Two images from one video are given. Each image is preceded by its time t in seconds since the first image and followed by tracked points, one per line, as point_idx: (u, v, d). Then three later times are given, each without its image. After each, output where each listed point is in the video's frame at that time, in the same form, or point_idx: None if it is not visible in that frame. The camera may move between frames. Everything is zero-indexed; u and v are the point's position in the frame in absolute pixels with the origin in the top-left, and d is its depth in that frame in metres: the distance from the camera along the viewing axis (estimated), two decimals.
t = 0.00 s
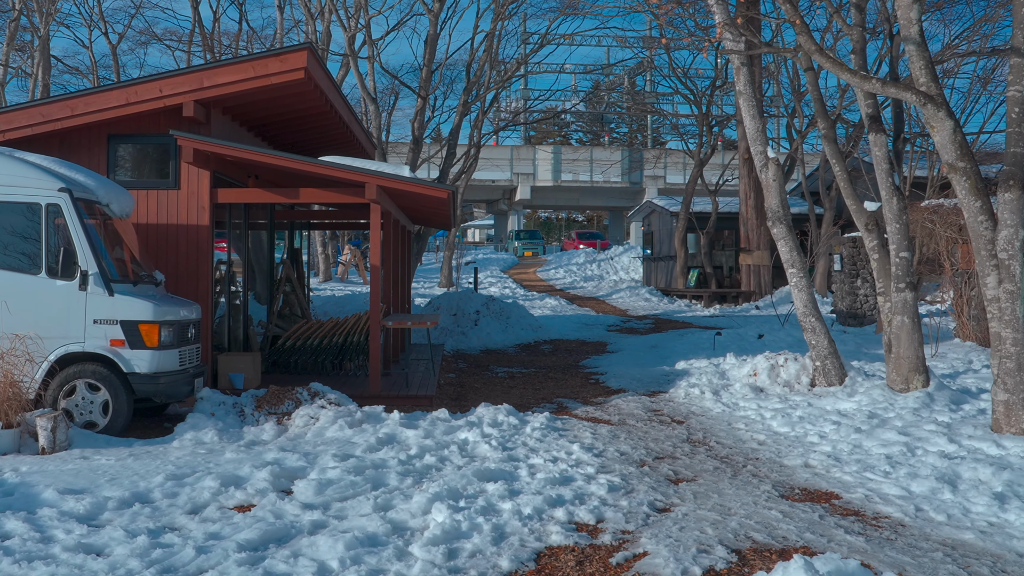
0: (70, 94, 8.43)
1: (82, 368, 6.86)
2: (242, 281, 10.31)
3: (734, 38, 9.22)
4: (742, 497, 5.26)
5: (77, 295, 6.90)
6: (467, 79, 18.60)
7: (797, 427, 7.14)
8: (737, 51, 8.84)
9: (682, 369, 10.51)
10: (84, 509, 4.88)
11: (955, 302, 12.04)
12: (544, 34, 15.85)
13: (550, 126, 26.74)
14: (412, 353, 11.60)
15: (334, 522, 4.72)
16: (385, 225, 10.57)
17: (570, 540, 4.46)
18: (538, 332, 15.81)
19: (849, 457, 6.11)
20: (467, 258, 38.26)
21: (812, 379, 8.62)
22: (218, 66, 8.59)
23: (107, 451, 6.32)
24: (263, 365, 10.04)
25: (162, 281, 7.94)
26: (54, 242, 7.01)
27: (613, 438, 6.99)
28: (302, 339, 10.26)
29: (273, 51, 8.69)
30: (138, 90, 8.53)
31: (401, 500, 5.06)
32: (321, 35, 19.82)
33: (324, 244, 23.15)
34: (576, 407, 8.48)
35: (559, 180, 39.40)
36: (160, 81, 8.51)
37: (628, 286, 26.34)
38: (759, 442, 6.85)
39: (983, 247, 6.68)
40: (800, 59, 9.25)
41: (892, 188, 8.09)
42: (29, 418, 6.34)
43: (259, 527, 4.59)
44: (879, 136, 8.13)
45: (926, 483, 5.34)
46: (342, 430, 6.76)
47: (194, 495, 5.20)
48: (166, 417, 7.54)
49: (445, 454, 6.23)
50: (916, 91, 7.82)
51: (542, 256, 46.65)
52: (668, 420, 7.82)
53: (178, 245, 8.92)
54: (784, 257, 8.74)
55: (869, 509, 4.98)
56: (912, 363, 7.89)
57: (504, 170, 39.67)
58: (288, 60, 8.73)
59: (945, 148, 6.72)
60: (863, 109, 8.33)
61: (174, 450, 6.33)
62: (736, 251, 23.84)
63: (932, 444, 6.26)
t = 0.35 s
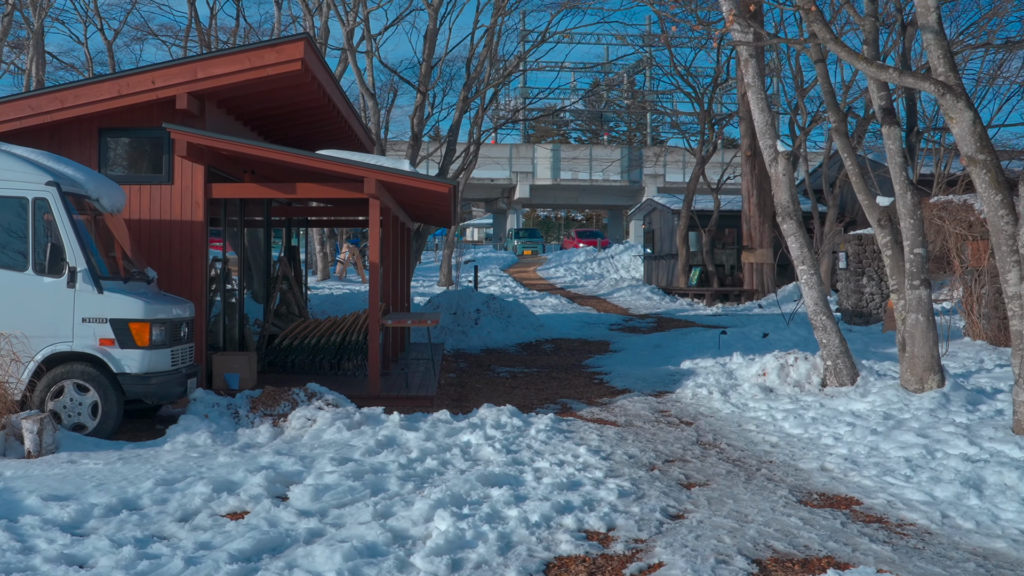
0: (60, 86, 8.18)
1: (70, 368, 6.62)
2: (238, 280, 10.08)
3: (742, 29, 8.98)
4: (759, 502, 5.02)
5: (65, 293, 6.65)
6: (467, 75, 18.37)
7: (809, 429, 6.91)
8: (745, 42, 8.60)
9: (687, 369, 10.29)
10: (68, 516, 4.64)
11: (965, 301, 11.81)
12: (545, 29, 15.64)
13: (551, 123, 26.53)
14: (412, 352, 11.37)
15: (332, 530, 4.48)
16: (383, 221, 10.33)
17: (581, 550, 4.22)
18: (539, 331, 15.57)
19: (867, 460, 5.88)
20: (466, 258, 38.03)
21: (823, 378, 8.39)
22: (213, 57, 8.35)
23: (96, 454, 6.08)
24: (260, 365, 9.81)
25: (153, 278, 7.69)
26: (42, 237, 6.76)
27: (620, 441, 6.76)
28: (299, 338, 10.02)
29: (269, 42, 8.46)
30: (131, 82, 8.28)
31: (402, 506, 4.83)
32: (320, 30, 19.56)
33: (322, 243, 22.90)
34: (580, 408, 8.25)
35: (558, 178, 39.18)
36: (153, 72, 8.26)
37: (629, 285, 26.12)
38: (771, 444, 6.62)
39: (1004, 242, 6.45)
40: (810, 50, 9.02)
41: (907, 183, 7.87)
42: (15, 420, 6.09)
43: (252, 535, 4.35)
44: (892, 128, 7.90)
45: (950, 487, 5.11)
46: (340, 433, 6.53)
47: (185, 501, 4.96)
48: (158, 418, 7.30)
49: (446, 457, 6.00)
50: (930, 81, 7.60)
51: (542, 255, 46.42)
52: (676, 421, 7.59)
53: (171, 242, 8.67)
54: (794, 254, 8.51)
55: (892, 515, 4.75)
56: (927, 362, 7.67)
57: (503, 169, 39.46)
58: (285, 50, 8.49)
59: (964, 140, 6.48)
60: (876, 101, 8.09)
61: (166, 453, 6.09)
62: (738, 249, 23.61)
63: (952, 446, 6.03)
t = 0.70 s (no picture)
0: (44, 77, 7.89)
1: (51, 368, 6.35)
2: (229, 277, 9.82)
3: (748, 19, 8.69)
4: (773, 512, 4.77)
5: (47, 290, 6.38)
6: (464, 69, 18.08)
7: (820, 432, 6.66)
8: (750, 32, 8.33)
9: (691, 369, 10.03)
10: (42, 528, 4.37)
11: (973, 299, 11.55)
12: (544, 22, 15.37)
13: (548, 119, 26.26)
14: (408, 351, 11.10)
15: (322, 543, 4.22)
16: (379, 217, 10.06)
17: (587, 564, 3.97)
18: (538, 330, 15.29)
19: (882, 466, 5.64)
20: (463, 255, 37.76)
21: (832, 379, 8.14)
22: (203, 46, 8.07)
23: (76, 460, 5.80)
24: (252, 365, 9.54)
25: (140, 276, 7.42)
26: (21, 232, 6.48)
27: (625, 444, 6.50)
28: (292, 337, 9.76)
29: (260, 31, 8.18)
30: (118, 72, 8.00)
31: (397, 517, 4.56)
32: (314, 24, 19.28)
33: (317, 240, 22.62)
34: (582, 409, 7.99)
35: (555, 176, 38.90)
36: (141, 62, 7.99)
37: (628, 283, 25.89)
38: (782, 448, 6.37)
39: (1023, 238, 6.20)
40: (817, 41, 8.77)
41: (919, 176, 7.61)
42: None
43: (238, 549, 4.09)
44: (904, 121, 7.65)
45: (973, 495, 4.86)
46: (333, 436, 6.27)
47: (168, 510, 4.69)
48: (145, 421, 7.03)
49: (444, 463, 5.74)
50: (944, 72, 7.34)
51: (539, 252, 46.16)
52: (681, 423, 7.35)
53: (159, 238, 8.39)
54: (802, 250, 8.26)
55: (914, 525, 4.50)
56: (940, 362, 7.43)
57: (499, 166, 39.16)
58: (276, 40, 8.22)
59: (982, 131, 6.23)
60: (887, 92, 7.85)
61: (150, 459, 5.82)
62: (737, 247, 23.38)
63: (971, 451, 5.78)
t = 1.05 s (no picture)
0: (35, 68, 7.66)
1: (39, 369, 6.10)
2: (226, 275, 9.59)
3: (758, 10, 8.45)
4: (795, 521, 4.55)
5: (35, 288, 6.14)
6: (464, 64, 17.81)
7: (837, 436, 6.44)
8: (761, 24, 8.09)
9: (698, 370, 9.80)
10: (26, 538, 4.13)
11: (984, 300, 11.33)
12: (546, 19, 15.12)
13: (549, 116, 25.97)
14: (408, 351, 10.86)
15: (321, 554, 3.99)
16: (379, 214, 9.81)
17: None
18: (540, 329, 15.06)
19: (905, 472, 5.41)
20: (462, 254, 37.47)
21: (845, 380, 7.92)
22: (198, 37, 7.83)
23: (64, 464, 5.56)
24: (248, 365, 9.29)
25: (133, 273, 7.18)
26: (8, 227, 6.23)
27: (635, 448, 6.27)
28: (290, 336, 9.52)
29: (258, 22, 7.95)
30: (111, 64, 7.76)
31: (400, 526, 4.33)
32: (312, 19, 19.02)
33: (315, 238, 22.36)
34: (588, 412, 7.76)
35: (554, 175, 38.61)
36: (134, 53, 7.75)
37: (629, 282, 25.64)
38: (797, 452, 6.14)
39: None
40: (829, 33, 8.54)
41: (936, 172, 7.39)
42: None
43: (232, 562, 3.86)
44: (921, 115, 7.42)
45: (1005, 504, 4.63)
46: (332, 440, 6.04)
47: (159, 519, 4.46)
48: (137, 424, 6.79)
49: (448, 468, 5.51)
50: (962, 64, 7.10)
51: (538, 251, 45.86)
52: (691, 426, 7.12)
53: (154, 235, 8.16)
54: (814, 247, 8.04)
55: (945, 536, 4.28)
56: (958, 363, 7.21)
57: (498, 164, 38.84)
58: (274, 30, 7.98)
59: (1006, 124, 6.00)
60: (903, 86, 7.62)
61: (142, 463, 5.59)
62: (739, 246, 23.16)
63: (996, 456, 5.56)
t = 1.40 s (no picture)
0: (27, 65, 7.42)
1: (29, 377, 5.87)
2: (223, 277, 9.34)
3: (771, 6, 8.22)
4: (822, 540, 4.32)
5: (25, 293, 5.91)
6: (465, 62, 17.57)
7: (856, 446, 6.22)
8: (774, 19, 7.86)
9: (706, 374, 9.58)
10: (10, 561, 3.89)
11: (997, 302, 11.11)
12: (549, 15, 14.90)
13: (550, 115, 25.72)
14: (410, 355, 10.62)
15: None
16: (380, 214, 9.57)
17: None
18: (543, 331, 14.83)
19: (932, 485, 5.19)
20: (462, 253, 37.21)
21: (861, 387, 7.70)
22: (195, 33, 7.59)
23: (53, 477, 5.32)
24: (247, 370, 9.05)
25: (127, 276, 6.94)
26: None
27: (647, 459, 6.04)
28: (290, 340, 9.28)
29: (257, 17, 7.71)
30: (105, 60, 7.52)
31: (406, 547, 4.10)
32: (312, 16, 18.77)
33: (314, 238, 22.12)
34: (596, 419, 7.53)
35: (554, 175, 38.38)
36: (129, 49, 7.51)
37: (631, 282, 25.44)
38: (817, 463, 5.91)
39: None
40: (843, 29, 8.31)
41: (957, 172, 7.16)
42: None
43: None
44: (941, 113, 7.19)
45: None
46: (333, 451, 5.81)
47: (151, 539, 4.22)
48: (131, 433, 6.55)
49: (454, 481, 5.27)
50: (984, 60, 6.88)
51: (538, 251, 45.62)
52: (704, 434, 6.89)
53: (149, 236, 7.92)
54: (829, 249, 7.81)
55: (981, 557, 4.06)
56: (979, 370, 6.98)
57: (498, 163, 38.56)
58: (273, 25, 7.75)
59: None
60: (922, 83, 7.41)
61: (135, 476, 5.35)
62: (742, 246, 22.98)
63: None
